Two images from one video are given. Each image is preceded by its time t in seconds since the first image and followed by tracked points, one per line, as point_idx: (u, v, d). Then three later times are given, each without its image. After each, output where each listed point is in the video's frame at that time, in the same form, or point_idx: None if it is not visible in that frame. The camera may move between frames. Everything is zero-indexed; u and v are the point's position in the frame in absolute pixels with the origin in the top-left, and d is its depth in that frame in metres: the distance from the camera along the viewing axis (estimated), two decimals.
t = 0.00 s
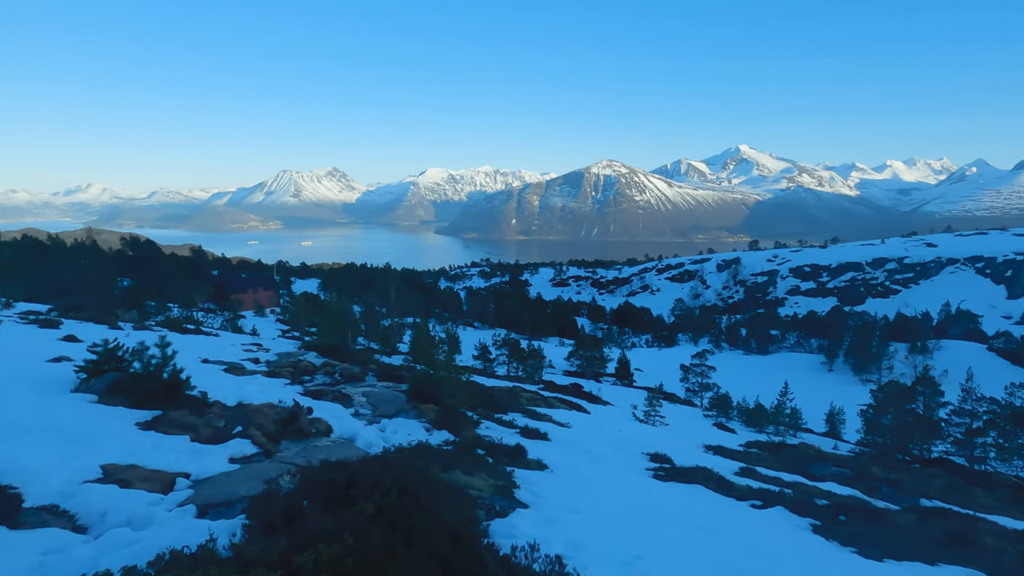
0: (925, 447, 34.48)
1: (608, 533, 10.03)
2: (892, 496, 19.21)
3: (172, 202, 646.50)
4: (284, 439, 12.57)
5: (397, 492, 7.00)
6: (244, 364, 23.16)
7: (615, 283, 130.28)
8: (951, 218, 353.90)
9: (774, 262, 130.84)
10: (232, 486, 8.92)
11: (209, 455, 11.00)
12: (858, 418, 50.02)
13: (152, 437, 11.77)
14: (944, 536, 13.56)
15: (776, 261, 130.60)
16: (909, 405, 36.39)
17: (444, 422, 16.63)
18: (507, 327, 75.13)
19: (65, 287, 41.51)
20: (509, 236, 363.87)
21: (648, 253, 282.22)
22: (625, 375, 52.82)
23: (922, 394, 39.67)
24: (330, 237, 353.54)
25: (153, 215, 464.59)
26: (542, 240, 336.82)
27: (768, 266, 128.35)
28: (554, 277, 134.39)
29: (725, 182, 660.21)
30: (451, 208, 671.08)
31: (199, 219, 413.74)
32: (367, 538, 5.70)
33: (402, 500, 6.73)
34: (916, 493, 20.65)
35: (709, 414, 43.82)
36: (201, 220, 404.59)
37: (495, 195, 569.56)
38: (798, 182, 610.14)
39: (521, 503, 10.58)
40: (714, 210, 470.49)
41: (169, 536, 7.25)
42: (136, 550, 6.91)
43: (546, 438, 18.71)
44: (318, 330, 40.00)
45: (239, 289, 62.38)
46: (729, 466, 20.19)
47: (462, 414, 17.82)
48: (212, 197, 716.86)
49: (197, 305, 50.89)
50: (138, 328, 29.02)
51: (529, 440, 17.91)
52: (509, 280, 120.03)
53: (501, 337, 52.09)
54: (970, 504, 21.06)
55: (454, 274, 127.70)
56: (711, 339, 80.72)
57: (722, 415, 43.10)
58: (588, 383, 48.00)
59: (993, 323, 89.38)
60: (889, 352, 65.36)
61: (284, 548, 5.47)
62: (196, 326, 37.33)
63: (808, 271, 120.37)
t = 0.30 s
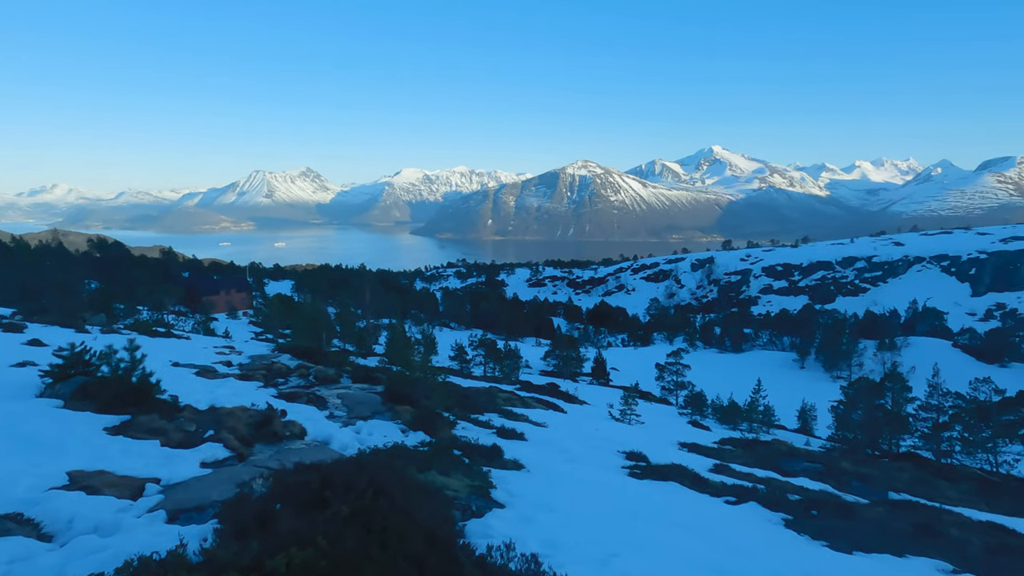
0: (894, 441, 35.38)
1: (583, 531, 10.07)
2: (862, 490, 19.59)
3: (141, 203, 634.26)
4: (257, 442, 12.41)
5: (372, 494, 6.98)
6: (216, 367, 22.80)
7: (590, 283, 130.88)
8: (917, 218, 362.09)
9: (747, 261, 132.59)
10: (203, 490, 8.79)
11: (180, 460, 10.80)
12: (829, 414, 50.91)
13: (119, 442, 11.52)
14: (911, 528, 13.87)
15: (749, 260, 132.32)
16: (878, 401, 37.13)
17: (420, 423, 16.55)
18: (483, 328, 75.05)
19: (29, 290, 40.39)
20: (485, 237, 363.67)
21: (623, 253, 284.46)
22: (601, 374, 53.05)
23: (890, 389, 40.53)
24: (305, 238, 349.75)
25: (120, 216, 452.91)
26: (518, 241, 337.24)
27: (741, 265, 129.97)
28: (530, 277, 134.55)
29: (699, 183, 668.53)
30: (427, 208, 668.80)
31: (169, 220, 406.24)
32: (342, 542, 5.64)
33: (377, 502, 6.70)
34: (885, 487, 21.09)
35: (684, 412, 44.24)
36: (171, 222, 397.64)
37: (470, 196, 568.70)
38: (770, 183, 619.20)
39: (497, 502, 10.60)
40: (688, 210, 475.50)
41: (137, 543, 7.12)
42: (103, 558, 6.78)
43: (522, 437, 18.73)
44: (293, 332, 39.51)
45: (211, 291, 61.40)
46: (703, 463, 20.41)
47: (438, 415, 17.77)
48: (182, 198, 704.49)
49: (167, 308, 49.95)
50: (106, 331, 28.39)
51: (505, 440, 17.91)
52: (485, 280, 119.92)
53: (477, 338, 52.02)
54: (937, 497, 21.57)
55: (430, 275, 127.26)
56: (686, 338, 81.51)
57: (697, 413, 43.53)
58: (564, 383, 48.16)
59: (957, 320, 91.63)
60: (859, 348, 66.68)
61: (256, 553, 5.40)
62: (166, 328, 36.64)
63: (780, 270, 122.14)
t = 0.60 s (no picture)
0: (863, 436, 36.13)
1: (558, 529, 10.12)
2: (832, 485, 19.95)
3: (108, 203, 620.46)
4: (228, 446, 12.24)
5: (345, 496, 6.93)
6: (186, 370, 22.44)
7: (566, 282, 131.35)
8: (884, 217, 369.97)
9: (720, 260, 134.12)
10: (174, 495, 8.65)
11: (149, 465, 10.62)
12: (801, 411, 51.75)
13: (87, 447, 11.28)
14: (878, 520, 14.18)
15: (722, 259, 133.87)
16: (848, 397, 37.84)
17: (395, 424, 16.45)
18: (460, 328, 74.82)
19: None
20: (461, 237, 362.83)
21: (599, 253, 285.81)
22: (577, 373, 53.27)
23: (860, 386, 41.30)
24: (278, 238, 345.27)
25: (87, 217, 442.37)
26: (494, 241, 336.83)
27: (715, 264, 131.42)
28: (506, 277, 134.54)
29: (672, 183, 674.59)
30: (402, 209, 664.92)
31: (137, 221, 397.97)
32: (313, 543, 5.61)
33: (350, 504, 6.65)
34: (854, 481, 21.51)
35: (659, 410, 44.61)
36: (140, 223, 389.64)
37: (446, 196, 566.64)
38: (742, 183, 627.70)
39: (473, 503, 10.59)
40: (662, 210, 479.40)
41: (104, 550, 6.98)
42: (69, 565, 6.64)
43: (498, 437, 18.74)
44: (266, 334, 39.01)
45: (182, 293, 60.35)
46: (677, 460, 20.62)
47: (414, 416, 17.72)
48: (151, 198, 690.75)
49: (137, 311, 48.98)
50: (72, 335, 27.74)
51: (481, 440, 17.89)
52: (461, 281, 119.68)
53: (453, 339, 51.88)
54: (904, 490, 22.06)
55: (406, 276, 126.68)
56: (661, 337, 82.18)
57: (672, 411, 43.93)
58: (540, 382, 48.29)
59: (924, 317, 93.78)
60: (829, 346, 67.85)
61: (226, 555, 5.34)
62: (134, 331, 35.92)
63: (752, 269, 123.75)
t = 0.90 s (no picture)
0: (835, 432, 36.81)
1: (535, 529, 10.14)
2: (805, 480, 20.29)
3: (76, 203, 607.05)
4: (201, 450, 12.06)
5: (320, 499, 6.87)
6: (158, 374, 22.06)
7: (543, 283, 131.70)
8: (855, 217, 377.23)
9: (695, 260, 135.50)
10: (145, 501, 8.51)
11: (119, 470, 10.43)
12: (775, 408, 52.54)
13: (55, 454, 11.05)
14: (849, 515, 14.45)
15: (698, 259, 135.22)
16: (820, 394, 38.45)
17: (372, 426, 16.35)
18: (437, 329, 74.59)
19: None
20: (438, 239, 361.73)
21: (575, 253, 286.91)
22: (555, 373, 53.41)
23: (832, 382, 41.97)
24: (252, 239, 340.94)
25: (54, 218, 432.44)
26: (471, 242, 336.36)
27: (690, 264, 132.76)
28: (483, 278, 134.45)
29: (649, 184, 681.18)
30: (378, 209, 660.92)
31: (106, 222, 389.96)
32: (288, 546, 5.58)
33: (325, 507, 6.61)
34: (827, 477, 21.87)
35: (636, 410, 44.91)
36: (109, 224, 381.69)
37: (423, 197, 564.55)
38: (717, 184, 635.10)
39: (450, 504, 10.57)
40: (638, 211, 482.89)
41: (73, 557, 6.84)
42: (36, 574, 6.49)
43: (475, 438, 18.73)
44: (240, 337, 38.51)
45: (153, 296, 59.33)
46: (653, 459, 20.78)
47: (390, 418, 17.63)
48: (121, 199, 677.32)
49: (106, 313, 48.02)
50: (38, 338, 27.10)
51: (458, 441, 17.87)
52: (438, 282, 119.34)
53: (430, 340, 51.73)
54: (875, 485, 22.52)
55: (382, 277, 126.00)
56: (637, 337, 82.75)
57: (648, 409, 44.28)
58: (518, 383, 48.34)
59: (893, 315, 95.76)
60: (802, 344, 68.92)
61: (200, 560, 5.28)
62: (103, 334, 35.18)
63: (727, 268, 125.21)
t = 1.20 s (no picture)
0: (803, 428, 37.52)
1: (509, 529, 10.19)
2: (774, 476, 20.64)
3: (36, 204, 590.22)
4: (169, 455, 11.84)
5: (290, 502, 6.81)
6: (123, 378, 21.60)
7: (517, 283, 131.78)
8: (821, 217, 385.08)
9: (667, 259, 136.91)
10: (110, 508, 8.37)
11: (83, 477, 10.19)
12: (745, 405, 53.34)
13: (15, 462, 10.75)
14: (816, 508, 14.76)
15: (669, 259, 136.59)
16: (789, 391, 39.17)
17: (343, 429, 16.24)
18: (410, 330, 74.19)
19: None
20: (411, 240, 359.99)
21: (549, 253, 287.93)
22: (529, 373, 53.52)
23: (801, 379, 42.77)
24: (221, 241, 335.20)
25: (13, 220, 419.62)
26: (445, 243, 335.32)
27: (662, 264, 134.05)
28: (456, 279, 134.16)
29: (621, 185, 686.48)
30: (350, 210, 655.03)
31: (68, 224, 379.76)
32: (258, 549, 5.55)
33: (296, 510, 6.56)
34: (795, 472, 22.27)
35: (609, 408, 45.24)
36: (72, 225, 372.05)
37: (395, 198, 560.89)
38: (687, 185, 642.81)
39: (423, 505, 10.58)
40: (611, 211, 486.10)
41: (34, 566, 6.68)
42: None
43: (448, 439, 18.73)
44: (208, 340, 37.85)
45: (118, 299, 58.03)
46: (626, 457, 20.98)
47: (363, 419, 17.49)
48: (84, 199, 660.19)
49: (68, 317, 46.80)
50: None
51: (431, 442, 17.80)
52: (411, 283, 118.68)
53: (403, 341, 51.48)
54: (841, 479, 23.02)
55: (354, 278, 124.88)
56: (611, 336, 83.31)
57: (621, 408, 44.61)
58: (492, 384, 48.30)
59: (859, 313, 97.90)
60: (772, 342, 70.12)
61: (167, 566, 5.20)
62: (66, 339, 34.32)
63: (698, 268, 126.74)
